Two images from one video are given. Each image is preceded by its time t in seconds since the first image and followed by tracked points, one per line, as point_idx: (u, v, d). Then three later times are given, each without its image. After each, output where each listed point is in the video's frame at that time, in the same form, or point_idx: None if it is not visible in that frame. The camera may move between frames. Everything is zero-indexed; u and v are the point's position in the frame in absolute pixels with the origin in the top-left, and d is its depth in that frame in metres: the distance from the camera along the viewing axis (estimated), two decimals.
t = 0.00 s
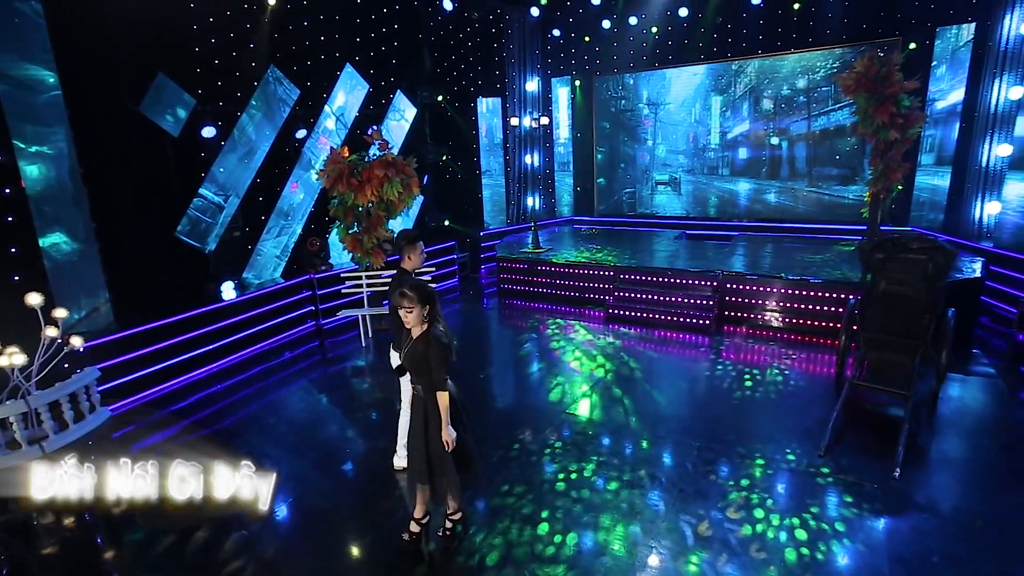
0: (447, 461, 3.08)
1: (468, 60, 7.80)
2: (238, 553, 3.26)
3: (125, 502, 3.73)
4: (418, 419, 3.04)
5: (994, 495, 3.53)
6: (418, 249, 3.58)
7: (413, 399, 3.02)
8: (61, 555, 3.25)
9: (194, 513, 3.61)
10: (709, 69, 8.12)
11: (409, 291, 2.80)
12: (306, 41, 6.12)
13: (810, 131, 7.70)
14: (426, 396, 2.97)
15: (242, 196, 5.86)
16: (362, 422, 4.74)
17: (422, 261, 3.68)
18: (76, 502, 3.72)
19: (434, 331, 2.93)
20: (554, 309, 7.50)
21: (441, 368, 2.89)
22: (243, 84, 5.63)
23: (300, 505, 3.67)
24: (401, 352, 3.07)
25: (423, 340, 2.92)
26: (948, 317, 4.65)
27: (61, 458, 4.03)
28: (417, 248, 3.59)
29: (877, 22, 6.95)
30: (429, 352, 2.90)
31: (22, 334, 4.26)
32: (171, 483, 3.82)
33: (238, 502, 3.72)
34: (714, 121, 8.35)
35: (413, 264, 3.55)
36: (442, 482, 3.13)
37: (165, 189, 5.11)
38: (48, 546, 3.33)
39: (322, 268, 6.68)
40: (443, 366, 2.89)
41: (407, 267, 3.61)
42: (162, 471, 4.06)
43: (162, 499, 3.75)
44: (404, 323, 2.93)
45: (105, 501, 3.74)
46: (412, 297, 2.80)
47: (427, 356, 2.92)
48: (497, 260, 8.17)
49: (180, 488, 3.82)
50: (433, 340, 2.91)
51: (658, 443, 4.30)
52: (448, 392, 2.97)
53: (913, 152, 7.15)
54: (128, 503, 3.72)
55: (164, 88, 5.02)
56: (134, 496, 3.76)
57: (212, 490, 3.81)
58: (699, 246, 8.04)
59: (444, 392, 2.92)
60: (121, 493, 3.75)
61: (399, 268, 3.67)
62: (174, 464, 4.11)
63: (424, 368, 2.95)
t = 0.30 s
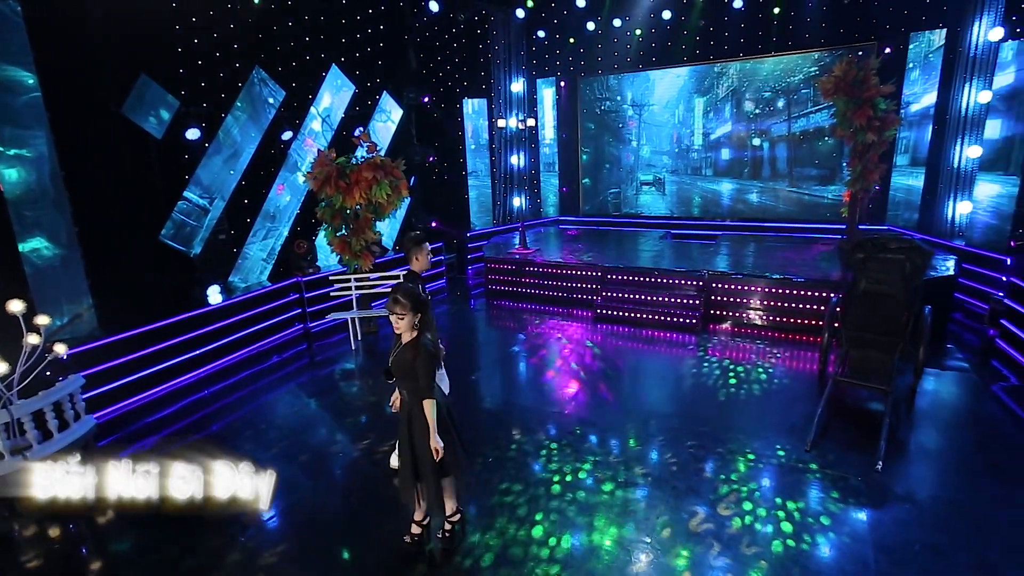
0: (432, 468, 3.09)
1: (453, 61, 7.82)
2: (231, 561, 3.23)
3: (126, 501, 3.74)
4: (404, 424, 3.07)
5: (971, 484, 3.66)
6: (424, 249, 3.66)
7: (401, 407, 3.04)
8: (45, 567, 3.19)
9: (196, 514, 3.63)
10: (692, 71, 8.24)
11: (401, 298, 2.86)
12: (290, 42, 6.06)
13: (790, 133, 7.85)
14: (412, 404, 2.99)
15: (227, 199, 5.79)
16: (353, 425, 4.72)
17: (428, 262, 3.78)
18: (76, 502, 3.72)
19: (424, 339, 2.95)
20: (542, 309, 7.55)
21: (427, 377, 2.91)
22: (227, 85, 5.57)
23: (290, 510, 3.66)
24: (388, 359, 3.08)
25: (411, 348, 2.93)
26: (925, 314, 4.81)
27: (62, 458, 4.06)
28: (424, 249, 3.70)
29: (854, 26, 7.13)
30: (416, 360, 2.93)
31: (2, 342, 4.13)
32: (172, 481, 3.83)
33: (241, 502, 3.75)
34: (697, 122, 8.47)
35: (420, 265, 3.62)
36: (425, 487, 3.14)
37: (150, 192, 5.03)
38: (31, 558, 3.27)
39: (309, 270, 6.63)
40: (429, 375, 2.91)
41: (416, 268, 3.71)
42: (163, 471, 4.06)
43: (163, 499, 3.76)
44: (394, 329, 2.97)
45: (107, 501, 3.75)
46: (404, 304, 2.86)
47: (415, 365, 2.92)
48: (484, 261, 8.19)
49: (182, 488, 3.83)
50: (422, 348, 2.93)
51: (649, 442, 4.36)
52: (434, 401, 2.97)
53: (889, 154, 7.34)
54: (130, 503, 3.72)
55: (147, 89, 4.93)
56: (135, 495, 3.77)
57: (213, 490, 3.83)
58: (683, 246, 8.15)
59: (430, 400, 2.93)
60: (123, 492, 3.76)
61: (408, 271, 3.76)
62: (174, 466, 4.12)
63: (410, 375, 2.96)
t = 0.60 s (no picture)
0: (422, 472, 3.11)
1: (439, 62, 7.82)
2: (228, 568, 3.22)
3: (127, 499, 3.77)
4: (393, 428, 3.08)
5: (950, 475, 3.80)
6: (429, 248, 3.66)
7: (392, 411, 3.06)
8: None
9: (196, 514, 3.67)
10: (676, 73, 8.35)
11: (394, 303, 2.86)
12: (276, 43, 6.01)
13: (772, 135, 8.01)
14: (402, 409, 3.01)
15: (214, 202, 5.73)
16: (346, 428, 4.71)
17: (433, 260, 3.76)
18: (77, 501, 3.74)
19: (415, 344, 2.95)
20: (531, 309, 7.60)
21: (417, 384, 2.93)
22: (212, 86, 5.50)
23: (284, 514, 3.64)
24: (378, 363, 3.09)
25: (403, 353, 2.95)
26: (904, 312, 4.95)
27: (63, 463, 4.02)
28: (429, 247, 3.68)
29: (833, 31, 7.30)
30: (407, 366, 2.94)
31: None
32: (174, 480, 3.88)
33: (241, 501, 3.79)
34: (682, 124, 8.58)
35: (425, 263, 3.63)
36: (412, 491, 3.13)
37: (134, 196, 4.96)
38: (17, 569, 3.21)
39: (298, 273, 6.60)
40: (420, 380, 2.94)
41: (421, 267, 3.72)
42: (165, 474, 4.11)
43: (164, 499, 3.80)
44: (386, 333, 2.96)
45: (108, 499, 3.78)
46: (399, 309, 2.88)
47: (406, 370, 2.94)
48: (473, 262, 8.21)
49: (183, 488, 3.89)
50: (413, 354, 2.95)
51: (641, 440, 4.43)
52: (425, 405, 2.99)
53: (867, 155, 7.57)
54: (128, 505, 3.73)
55: (131, 91, 4.85)
56: (136, 493, 3.81)
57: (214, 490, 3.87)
58: (669, 245, 8.26)
59: (421, 404, 2.95)
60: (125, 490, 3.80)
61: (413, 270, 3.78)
62: (176, 466, 4.20)
63: (400, 380, 2.97)
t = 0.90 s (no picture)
0: (422, 475, 3.15)
1: (427, 63, 7.82)
2: (226, 572, 3.22)
3: (128, 499, 3.80)
4: (390, 432, 3.08)
5: (931, 468, 3.94)
6: (432, 251, 3.70)
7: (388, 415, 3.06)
8: None
9: (196, 514, 3.68)
10: (662, 75, 8.45)
11: (392, 309, 2.88)
12: (263, 44, 5.96)
13: (756, 136, 8.15)
14: (399, 413, 3.02)
15: (203, 205, 5.67)
16: (340, 431, 4.72)
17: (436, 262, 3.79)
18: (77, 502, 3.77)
19: (413, 350, 2.97)
20: (521, 310, 7.65)
21: (416, 388, 2.97)
22: (199, 88, 5.44)
23: (280, 518, 3.64)
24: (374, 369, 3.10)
25: (401, 359, 2.97)
26: (886, 311, 5.09)
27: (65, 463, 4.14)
28: (432, 250, 3.72)
29: (814, 35, 7.45)
30: (406, 371, 2.97)
31: None
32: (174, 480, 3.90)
33: (242, 500, 3.80)
34: (668, 125, 8.70)
35: (429, 266, 3.67)
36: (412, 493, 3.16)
37: (121, 199, 4.89)
38: None
39: (288, 276, 6.56)
40: (418, 385, 2.97)
41: (424, 269, 3.73)
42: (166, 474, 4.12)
43: (165, 499, 3.81)
44: (382, 339, 2.97)
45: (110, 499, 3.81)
46: (396, 315, 2.89)
47: (404, 376, 2.97)
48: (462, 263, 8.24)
49: (184, 488, 3.89)
50: (411, 359, 2.98)
51: (634, 439, 4.51)
52: (425, 407, 3.02)
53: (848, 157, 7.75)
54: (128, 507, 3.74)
55: (117, 93, 4.79)
56: (137, 493, 3.83)
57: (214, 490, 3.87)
58: (657, 245, 8.37)
59: (420, 408, 2.98)
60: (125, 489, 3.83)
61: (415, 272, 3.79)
62: (178, 465, 4.24)
63: (397, 385, 2.99)
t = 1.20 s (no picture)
0: (427, 474, 3.20)
1: (417, 65, 7.82)
2: None
3: (130, 499, 3.87)
4: (393, 435, 3.13)
5: (915, 462, 4.07)
6: (437, 256, 3.83)
7: (392, 418, 3.09)
8: None
9: (196, 514, 3.73)
10: (649, 78, 8.54)
11: (393, 314, 2.90)
12: (253, 46, 5.93)
13: (742, 138, 8.29)
14: (403, 415, 3.06)
15: (194, 207, 5.64)
16: (336, 433, 4.73)
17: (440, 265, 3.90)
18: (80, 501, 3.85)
19: (415, 353, 3.00)
20: (513, 311, 7.70)
21: (421, 391, 3.01)
22: (188, 89, 5.39)
23: (277, 522, 3.65)
24: (375, 375, 3.12)
25: (403, 363, 2.99)
26: (869, 311, 5.23)
27: (67, 462, 4.19)
28: (436, 255, 3.85)
29: (798, 39, 7.59)
30: (409, 375, 3.00)
31: None
32: (175, 480, 3.97)
33: (242, 500, 3.85)
34: (656, 127, 8.80)
35: (434, 269, 3.79)
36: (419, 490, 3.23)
37: (111, 202, 4.84)
38: None
39: (280, 279, 6.54)
40: (422, 387, 3.01)
41: (429, 273, 3.82)
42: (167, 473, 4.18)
43: (166, 498, 3.88)
44: (382, 344, 2.98)
45: (112, 499, 3.89)
46: (397, 319, 2.92)
47: (408, 379, 3.00)
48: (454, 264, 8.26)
49: (185, 488, 3.95)
50: (414, 362, 3.01)
51: (628, 437, 4.58)
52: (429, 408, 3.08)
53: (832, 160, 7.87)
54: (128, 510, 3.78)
55: (106, 95, 4.74)
56: (138, 493, 3.90)
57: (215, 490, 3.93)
58: (645, 246, 8.47)
59: (425, 408, 3.03)
60: (126, 489, 3.91)
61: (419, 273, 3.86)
62: (179, 465, 4.28)
63: (401, 389, 3.02)
